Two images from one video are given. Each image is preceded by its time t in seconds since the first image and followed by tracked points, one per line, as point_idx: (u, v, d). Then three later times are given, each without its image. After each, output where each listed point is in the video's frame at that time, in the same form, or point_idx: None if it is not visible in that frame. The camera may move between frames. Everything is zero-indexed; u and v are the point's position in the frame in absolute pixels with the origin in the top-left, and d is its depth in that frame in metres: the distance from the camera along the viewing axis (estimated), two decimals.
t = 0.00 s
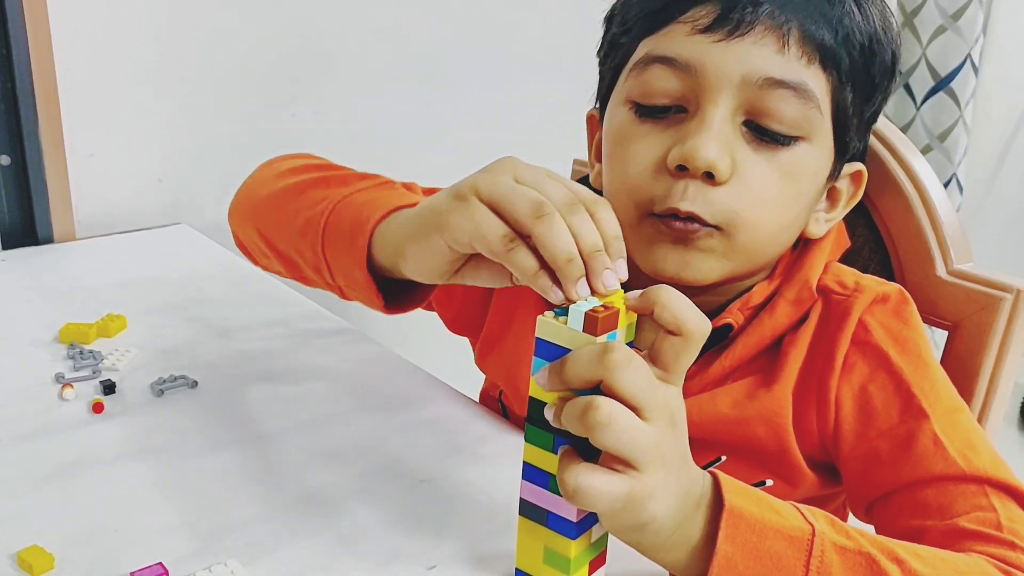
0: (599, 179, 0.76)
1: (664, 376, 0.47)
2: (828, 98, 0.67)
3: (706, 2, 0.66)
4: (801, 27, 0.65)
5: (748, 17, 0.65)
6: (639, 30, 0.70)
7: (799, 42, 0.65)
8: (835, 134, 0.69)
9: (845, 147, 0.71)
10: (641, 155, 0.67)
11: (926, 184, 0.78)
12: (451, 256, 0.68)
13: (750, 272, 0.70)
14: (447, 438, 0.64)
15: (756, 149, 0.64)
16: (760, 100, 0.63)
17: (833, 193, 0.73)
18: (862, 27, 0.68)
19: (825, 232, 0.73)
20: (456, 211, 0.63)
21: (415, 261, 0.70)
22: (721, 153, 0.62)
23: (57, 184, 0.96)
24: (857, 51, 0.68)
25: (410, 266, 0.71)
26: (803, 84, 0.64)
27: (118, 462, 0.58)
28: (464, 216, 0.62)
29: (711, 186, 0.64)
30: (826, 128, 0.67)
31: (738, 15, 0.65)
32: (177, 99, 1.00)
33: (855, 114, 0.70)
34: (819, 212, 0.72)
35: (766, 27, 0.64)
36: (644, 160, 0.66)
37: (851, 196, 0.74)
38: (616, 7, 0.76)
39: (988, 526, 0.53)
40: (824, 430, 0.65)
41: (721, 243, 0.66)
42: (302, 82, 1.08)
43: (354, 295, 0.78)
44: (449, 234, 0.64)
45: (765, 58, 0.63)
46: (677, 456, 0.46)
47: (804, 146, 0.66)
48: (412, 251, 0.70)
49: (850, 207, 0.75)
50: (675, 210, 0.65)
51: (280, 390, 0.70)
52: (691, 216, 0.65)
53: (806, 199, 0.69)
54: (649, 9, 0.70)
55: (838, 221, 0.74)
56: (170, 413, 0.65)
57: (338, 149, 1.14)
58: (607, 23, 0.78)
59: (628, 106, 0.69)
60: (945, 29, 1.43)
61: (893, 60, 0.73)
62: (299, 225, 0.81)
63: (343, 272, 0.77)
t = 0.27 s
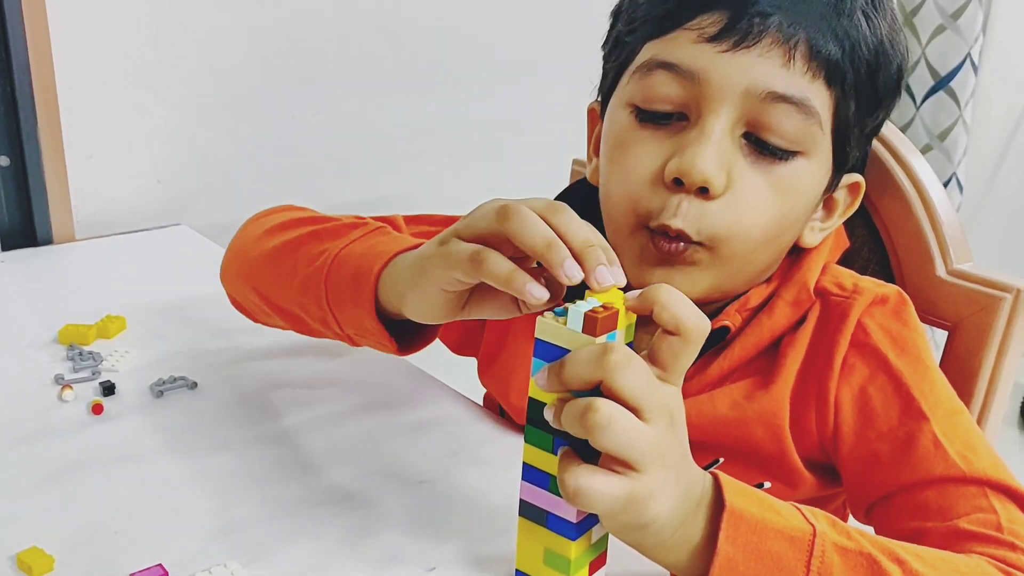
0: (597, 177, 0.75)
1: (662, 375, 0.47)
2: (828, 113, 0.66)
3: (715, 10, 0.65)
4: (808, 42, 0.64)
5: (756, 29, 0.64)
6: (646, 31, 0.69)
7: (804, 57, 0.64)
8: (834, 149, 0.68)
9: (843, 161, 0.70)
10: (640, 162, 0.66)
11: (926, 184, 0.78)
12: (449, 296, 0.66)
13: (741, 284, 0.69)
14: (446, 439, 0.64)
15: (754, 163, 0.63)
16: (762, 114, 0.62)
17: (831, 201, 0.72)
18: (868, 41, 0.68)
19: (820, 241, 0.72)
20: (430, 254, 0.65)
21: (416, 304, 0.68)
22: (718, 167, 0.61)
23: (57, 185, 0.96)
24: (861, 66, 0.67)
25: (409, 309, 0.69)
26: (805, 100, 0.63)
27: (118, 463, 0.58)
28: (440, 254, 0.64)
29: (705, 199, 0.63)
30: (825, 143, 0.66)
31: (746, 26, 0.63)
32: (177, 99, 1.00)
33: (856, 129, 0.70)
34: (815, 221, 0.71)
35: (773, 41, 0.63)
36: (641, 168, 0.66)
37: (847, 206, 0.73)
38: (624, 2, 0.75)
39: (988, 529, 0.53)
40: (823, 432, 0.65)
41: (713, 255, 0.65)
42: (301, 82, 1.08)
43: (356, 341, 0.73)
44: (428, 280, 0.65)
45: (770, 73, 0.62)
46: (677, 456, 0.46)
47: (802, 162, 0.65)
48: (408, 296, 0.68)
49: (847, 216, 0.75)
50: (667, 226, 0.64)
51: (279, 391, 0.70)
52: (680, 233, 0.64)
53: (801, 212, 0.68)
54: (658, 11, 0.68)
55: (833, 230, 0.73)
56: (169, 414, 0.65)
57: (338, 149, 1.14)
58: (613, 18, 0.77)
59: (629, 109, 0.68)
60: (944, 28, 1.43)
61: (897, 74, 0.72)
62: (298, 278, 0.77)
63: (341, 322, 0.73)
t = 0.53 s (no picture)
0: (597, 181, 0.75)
1: (664, 374, 0.47)
2: (829, 122, 0.65)
3: (711, 20, 0.64)
4: (807, 50, 0.63)
5: (754, 40, 0.62)
6: (644, 38, 0.67)
7: (803, 68, 0.63)
8: (835, 156, 0.67)
9: (843, 167, 0.70)
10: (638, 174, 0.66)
11: (927, 183, 0.78)
12: (449, 299, 0.64)
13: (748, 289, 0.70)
14: (447, 439, 0.64)
15: (753, 176, 0.63)
16: (760, 128, 0.62)
17: (831, 205, 0.71)
18: (868, 48, 0.67)
19: (819, 243, 0.72)
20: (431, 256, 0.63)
21: (416, 317, 0.66)
22: (716, 182, 0.61)
23: (57, 185, 0.96)
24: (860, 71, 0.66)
25: (409, 315, 0.66)
26: (804, 112, 0.63)
27: (118, 463, 0.58)
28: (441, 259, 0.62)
29: (703, 214, 0.63)
30: (825, 151, 0.66)
31: (743, 37, 0.62)
32: (177, 99, 1.00)
33: (856, 133, 0.69)
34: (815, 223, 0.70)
35: (771, 52, 0.62)
36: (640, 180, 0.66)
37: (847, 208, 0.72)
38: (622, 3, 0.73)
39: (989, 529, 0.53)
40: (823, 433, 0.65)
41: (712, 266, 0.66)
42: (302, 83, 1.08)
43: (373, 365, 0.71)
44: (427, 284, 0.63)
45: (769, 86, 0.62)
46: (680, 455, 0.46)
47: (802, 172, 0.65)
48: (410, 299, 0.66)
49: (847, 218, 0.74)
50: (668, 233, 0.65)
51: (280, 392, 0.70)
52: (686, 241, 0.65)
53: (802, 220, 0.68)
54: (655, 18, 0.67)
55: (834, 230, 0.73)
56: (170, 414, 0.65)
57: (338, 149, 1.14)
58: (611, 21, 0.76)
59: (627, 119, 0.68)
60: (944, 28, 1.43)
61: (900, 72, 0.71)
62: (299, 316, 0.73)
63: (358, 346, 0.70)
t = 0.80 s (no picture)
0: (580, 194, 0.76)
1: (662, 373, 0.47)
2: (775, 113, 0.64)
3: (641, 35, 0.65)
4: (737, 46, 0.62)
5: (680, 46, 0.63)
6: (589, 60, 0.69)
7: (732, 66, 0.62)
8: (794, 146, 0.66)
9: (810, 154, 0.68)
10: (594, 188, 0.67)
11: (926, 183, 0.78)
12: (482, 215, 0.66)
13: (730, 286, 0.70)
14: (447, 438, 0.65)
15: (702, 176, 0.63)
16: (698, 130, 0.62)
17: (825, 181, 0.71)
18: (807, 33, 0.64)
19: (815, 223, 0.72)
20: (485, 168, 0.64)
21: (451, 225, 0.68)
22: (659, 189, 0.62)
23: (56, 185, 0.96)
24: (805, 58, 0.65)
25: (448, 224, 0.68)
26: (741, 108, 0.62)
27: (119, 463, 0.58)
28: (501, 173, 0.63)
29: (656, 221, 0.64)
30: (780, 143, 0.65)
31: (670, 47, 0.63)
32: (177, 99, 1.00)
33: (817, 121, 0.67)
34: (807, 205, 0.71)
35: (696, 56, 0.62)
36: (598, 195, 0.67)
37: (844, 183, 0.72)
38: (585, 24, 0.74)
39: (987, 530, 0.53)
40: (821, 431, 0.65)
41: (679, 270, 0.67)
42: (302, 82, 1.08)
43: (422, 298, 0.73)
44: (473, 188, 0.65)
45: (699, 89, 0.62)
46: (678, 452, 0.46)
47: (756, 167, 0.64)
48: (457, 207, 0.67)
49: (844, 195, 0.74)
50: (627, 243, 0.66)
51: (280, 391, 0.70)
52: (644, 248, 0.66)
53: (772, 213, 0.68)
54: (596, 39, 0.68)
55: (832, 209, 0.73)
56: (170, 413, 0.65)
57: (338, 149, 1.14)
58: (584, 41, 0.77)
59: (585, 138, 0.69)
60: (944, 28, 1.43)
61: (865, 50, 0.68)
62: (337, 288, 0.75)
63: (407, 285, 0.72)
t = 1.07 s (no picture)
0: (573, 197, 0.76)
1: (665, 378, 0.47)
2: (752, 102, 0.64)
3: (613, 37, 0.65)
4: (704, 39, 0.62)
5: (650, 44, 0.63)
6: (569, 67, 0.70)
7: (703, 59, 0.62)
8: (775, 134, 0.66)
9: (792, 140, 0.68)
10: (582, 188, 0.68)
11: (925, 183, 0.78)
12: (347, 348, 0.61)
13: (723, 274, 0.71)
14: (447, 439, 0.65)
15: (684, 169, 0.63)
16: (675, 125, 0.62)
17: (808, 169, 0.72)
18: (776, 25, 0.64)
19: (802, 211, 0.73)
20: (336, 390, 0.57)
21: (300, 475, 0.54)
22: (643, 186, 0.63)
23: (55, 186, 0.95)
24: (777, 46, 0.64)
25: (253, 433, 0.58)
26: (715, 100, 0.62)
27: (119, 464, 0.58)
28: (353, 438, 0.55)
29: (644, 216, 0.64)
30: (760, 131, 0.65)
31: (639, 47, 0.63)
32: (176, 99, 1.00)
33: (795, 108, 0.67)
34: (795, 194, 0.72)
35: (665, 53, 0.62)
36: (587, 194, 0.68)
37: (829, 169, 0.73)
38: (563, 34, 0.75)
39: (985, 534, 0.53)
40: (817, 434, 0.65)
41: (674, 262, 0.67)
42: (302, 82, 1.08)
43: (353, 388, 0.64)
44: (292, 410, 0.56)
45: (672, 84, 0.62)
46: (687, 459, 0.46)
47: (739, 157, 0.64)
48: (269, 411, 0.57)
49: (831, 180, 0.74)
50: (620, 238, 0.66)
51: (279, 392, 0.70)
52: (640, 240, 0.66)
53: (761, 201, 0.68)
54: (572, 47, 0.69)
55: (820, 195, 0.74)
56: (170, 414, 0.65)
57: (338, 149, 1.14)
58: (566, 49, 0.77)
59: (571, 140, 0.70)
60: (944, 28, 1.43)
61: (836, 34, 0.68)
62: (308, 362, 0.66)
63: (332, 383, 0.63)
